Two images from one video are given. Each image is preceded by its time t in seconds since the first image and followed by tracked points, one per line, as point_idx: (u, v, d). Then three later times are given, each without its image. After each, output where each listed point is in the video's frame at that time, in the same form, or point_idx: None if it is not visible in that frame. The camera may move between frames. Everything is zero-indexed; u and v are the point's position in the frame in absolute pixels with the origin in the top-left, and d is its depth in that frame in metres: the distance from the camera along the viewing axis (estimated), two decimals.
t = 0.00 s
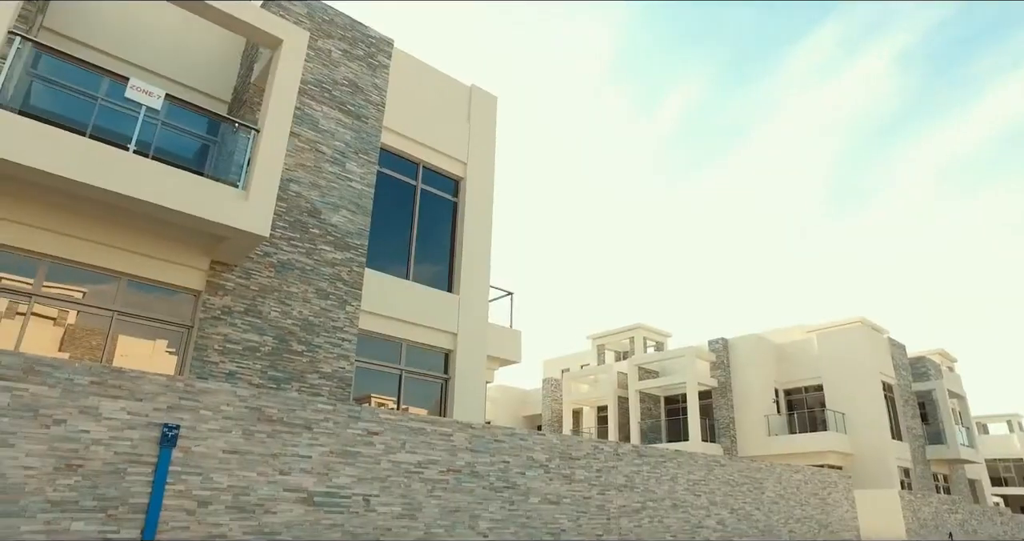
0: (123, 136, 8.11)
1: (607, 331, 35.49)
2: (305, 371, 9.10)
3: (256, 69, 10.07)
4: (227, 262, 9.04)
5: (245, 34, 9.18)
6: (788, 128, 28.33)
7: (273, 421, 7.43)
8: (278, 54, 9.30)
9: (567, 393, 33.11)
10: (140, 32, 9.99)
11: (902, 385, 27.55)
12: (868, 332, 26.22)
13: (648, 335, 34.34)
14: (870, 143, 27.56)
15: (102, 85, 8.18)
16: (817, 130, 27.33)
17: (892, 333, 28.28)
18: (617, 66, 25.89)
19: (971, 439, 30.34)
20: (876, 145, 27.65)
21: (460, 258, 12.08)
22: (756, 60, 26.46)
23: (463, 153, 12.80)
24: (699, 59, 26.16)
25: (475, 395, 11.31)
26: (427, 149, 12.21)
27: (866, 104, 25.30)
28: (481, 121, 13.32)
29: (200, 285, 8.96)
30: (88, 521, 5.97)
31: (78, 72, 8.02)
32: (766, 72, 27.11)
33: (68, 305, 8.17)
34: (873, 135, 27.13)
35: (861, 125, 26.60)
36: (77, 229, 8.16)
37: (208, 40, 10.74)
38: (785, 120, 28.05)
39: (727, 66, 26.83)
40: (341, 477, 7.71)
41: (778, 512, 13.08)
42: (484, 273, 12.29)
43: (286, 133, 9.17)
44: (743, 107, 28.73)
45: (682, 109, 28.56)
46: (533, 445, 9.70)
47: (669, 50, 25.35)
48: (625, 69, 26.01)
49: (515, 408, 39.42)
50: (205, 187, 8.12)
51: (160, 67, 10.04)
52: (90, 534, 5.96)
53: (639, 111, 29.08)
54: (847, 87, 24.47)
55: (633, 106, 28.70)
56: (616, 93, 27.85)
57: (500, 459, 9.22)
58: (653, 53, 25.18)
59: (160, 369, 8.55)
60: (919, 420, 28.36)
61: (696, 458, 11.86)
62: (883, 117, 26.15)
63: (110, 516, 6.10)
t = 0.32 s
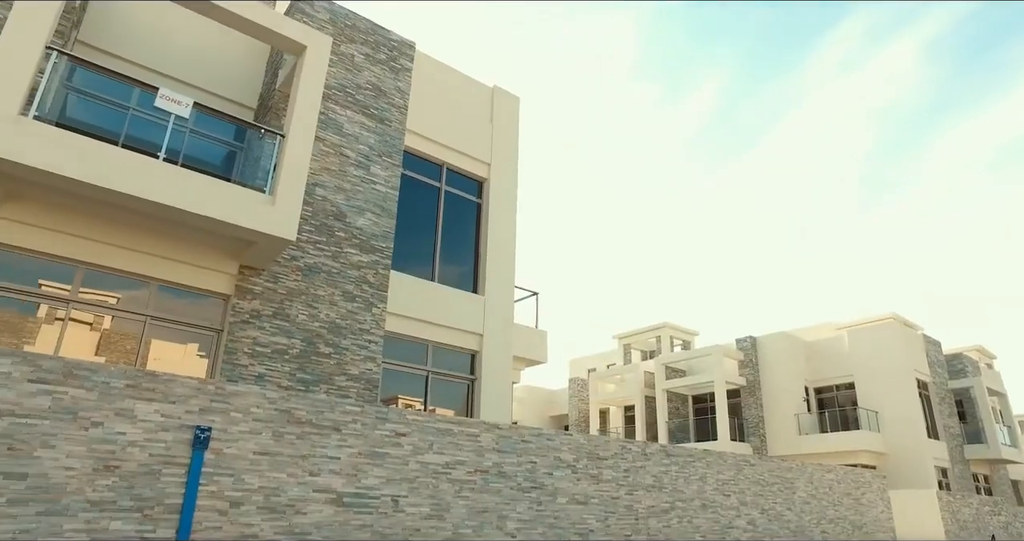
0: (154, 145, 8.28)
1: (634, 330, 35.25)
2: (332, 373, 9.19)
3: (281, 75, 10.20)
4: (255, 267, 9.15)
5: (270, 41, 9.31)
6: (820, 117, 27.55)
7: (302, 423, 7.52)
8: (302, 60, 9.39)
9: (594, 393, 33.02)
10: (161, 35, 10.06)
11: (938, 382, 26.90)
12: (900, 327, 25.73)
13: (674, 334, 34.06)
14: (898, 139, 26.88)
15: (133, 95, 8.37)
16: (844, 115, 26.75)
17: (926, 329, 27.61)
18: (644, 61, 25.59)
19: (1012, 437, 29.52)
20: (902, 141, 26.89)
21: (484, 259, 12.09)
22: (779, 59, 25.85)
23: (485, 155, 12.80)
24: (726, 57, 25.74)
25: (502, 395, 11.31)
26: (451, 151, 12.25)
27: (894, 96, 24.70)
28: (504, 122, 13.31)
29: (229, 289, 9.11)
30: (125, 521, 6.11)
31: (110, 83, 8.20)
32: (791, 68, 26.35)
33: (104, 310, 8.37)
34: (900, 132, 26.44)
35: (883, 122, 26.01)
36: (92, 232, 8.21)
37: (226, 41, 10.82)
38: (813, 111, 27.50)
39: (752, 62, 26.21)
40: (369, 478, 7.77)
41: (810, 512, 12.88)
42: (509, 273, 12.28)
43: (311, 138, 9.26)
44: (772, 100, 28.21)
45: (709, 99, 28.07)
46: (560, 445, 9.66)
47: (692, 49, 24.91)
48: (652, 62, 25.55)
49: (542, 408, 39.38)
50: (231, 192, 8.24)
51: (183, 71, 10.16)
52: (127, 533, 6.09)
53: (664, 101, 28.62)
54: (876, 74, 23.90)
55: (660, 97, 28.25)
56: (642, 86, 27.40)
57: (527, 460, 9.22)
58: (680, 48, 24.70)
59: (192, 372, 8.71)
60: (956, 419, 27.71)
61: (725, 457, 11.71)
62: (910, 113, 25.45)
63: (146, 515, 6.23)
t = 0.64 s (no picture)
0: (182, 152, 8.44)
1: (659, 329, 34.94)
2: (360, 375, 9.27)
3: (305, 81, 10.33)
4: (283, 271, 9.25)
5: (294, 47, 9.42)
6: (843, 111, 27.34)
7: (331, 424, 7.59)
8: (326, 65, 9.46)
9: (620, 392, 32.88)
10: (191, 46, 10.28)
11: (976, 379, 26.22)
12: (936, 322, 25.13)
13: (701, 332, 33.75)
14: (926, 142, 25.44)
15: (163, 105, 8.54)
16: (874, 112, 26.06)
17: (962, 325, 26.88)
18: (664, 60, 26.04)
19: None
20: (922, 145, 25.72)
21: (509, 259, 12.11)
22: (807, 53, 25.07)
23: (509, 155, 12.79)
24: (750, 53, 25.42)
25: (528, 396, 11.28)
26: (475, 152, 12.29)
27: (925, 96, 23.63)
28: (527, 122, 13.29)
29: (257, 293, 9.25)
30: (161, 520, 6.24)
31: (141, 93, 8.39)
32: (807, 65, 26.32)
33: (137, 315, 8.55)
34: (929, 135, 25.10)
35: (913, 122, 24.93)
36: (125, 239, 8.42)
37: (249, 45, 10.97)
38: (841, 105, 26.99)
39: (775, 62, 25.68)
40: (398, 479, 7.82)
41: (844, 513, 12.65)
42: (534, 274, 12.27)
43: (335, 141, 9.32)
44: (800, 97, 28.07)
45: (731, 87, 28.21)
46: (588, 445, 9.61)
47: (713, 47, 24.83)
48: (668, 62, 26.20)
49: (569, 409, 39.22)
50: (258, 198, 8.34)
51: (207, 77, 10.31)
52: (163, 533, 6.22)
53: (686, 90, 29.34)
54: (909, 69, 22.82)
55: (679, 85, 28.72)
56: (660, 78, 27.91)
57: (554, 460, 9.19)
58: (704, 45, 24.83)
59: (222, 375, 8.84)
60: (996, 418, 26.98)
61: (755, 457, 11.54)
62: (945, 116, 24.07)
63: (181, 515, 6.35)
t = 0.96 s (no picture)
0: (210, 159, 8.58)
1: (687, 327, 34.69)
2: (387, 376, 9.34)
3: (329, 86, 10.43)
4: (310, 274, 9.34)
5: (317, 53, 9.52)
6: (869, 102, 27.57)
7: (360, 425, 7.65)
8: (349, 70, 9.53)
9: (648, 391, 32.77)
10: (219, 55, 10.46)
11: (1017, 377, 25.44)
12: (972, 319, 24.32)
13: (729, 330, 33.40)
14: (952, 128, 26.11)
15: (191, 113, 8.69)
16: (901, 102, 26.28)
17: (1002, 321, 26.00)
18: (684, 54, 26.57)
19: None
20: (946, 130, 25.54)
21: (534, 258, 12.11)
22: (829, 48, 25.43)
23: (532, 156, 12.79)
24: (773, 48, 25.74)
25: (555, 397, 11.26)
26: (498, 153, 12.31)
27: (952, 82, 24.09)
28: (550, 122, 13.25)
29: (285, 296, 9.35)
30: (195, 521, 6.34)
31: (170, 102, 8.56)
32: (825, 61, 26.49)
33: (169, 319, 8.73)
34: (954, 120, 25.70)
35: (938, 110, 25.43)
36: (156, 245, 8.59)
37: (274, 52, 11.11)
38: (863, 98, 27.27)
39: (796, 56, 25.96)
40: (426, 480, 7.85)
41: (879, 513, 12.40)
42: (560, 273, 12.24)
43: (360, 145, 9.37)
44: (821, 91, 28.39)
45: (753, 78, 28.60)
46: (616, 445, 9.55)
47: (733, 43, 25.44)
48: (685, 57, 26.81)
49: (597, 408, 39.11)
50: (286, 202, 8.43)
51: (235, 85, 10.47)
52: (197, 533, 6.31)
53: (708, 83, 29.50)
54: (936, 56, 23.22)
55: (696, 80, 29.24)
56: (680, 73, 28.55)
57: (582, 460, 9.15)
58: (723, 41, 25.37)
59: (251, 377, 8.96)
60: None
61: (786, 457, 11.34)
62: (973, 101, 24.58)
63: (214, 516, 6.45)
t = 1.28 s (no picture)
0: (238, 165, 8.70)
1: (715, 325, 34.40)
2: (414, 377, 9.39)
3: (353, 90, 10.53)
4: (336, 277, 9.42)
5: (340, 58, 9.62)
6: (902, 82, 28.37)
7: (387, 426, 7.72)
8: (372, 74, 9.62)
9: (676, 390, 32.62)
10: (246, 63, 10.62)
11: None
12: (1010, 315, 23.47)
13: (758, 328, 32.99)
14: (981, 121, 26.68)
15: (218, 120, 8.83)
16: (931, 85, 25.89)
17: None
18: (702, 53, 26.91)
19: None
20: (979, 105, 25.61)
21: (558, 257, 12.11)
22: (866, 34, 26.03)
23: (556, 155, 12.78)
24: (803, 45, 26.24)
25: (581, 397, 11.21)
26: (521, 153, 12.30)
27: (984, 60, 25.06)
28: (572, 120, 13.21)
29: (312, 299, 9.44)
30: (228, 521, 6.44)
31: (198, 110, 8.70)
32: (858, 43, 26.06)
33: (200, 323, 8.87)
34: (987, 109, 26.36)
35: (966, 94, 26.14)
36: (187, 251, 8.75)
37: (298, 57, 11.24)
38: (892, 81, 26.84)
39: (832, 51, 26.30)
40: (454, 480, 7.89)
41: (916, 514, 12.14)
42: (585, 272, 12.21)
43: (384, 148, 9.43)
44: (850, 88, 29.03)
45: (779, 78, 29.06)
46: (644, 444, 9.49)
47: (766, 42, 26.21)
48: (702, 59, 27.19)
49: (624, 408, 38.83)
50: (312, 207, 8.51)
51: (261, 92, 10.62)
52: (231, 533, 6.42)
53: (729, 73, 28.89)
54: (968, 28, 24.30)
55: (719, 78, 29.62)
56: (698, 72, 28.78)
57: (610, 460, 9.11)
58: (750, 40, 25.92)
59: (281, 379, 9.06)
60: None
61: (818, 456, 11.16)
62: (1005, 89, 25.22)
63: (247, 516, 6.55)
